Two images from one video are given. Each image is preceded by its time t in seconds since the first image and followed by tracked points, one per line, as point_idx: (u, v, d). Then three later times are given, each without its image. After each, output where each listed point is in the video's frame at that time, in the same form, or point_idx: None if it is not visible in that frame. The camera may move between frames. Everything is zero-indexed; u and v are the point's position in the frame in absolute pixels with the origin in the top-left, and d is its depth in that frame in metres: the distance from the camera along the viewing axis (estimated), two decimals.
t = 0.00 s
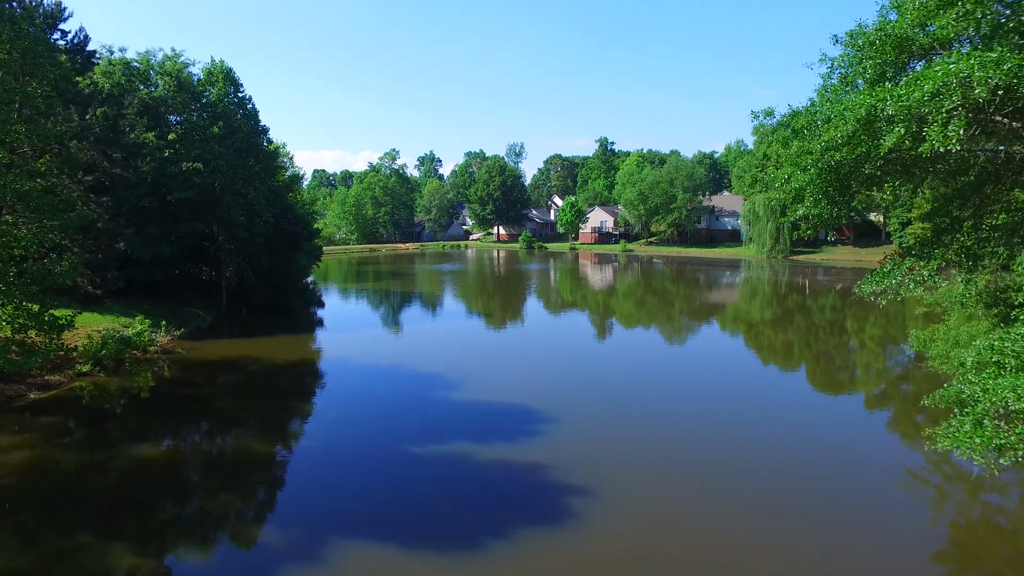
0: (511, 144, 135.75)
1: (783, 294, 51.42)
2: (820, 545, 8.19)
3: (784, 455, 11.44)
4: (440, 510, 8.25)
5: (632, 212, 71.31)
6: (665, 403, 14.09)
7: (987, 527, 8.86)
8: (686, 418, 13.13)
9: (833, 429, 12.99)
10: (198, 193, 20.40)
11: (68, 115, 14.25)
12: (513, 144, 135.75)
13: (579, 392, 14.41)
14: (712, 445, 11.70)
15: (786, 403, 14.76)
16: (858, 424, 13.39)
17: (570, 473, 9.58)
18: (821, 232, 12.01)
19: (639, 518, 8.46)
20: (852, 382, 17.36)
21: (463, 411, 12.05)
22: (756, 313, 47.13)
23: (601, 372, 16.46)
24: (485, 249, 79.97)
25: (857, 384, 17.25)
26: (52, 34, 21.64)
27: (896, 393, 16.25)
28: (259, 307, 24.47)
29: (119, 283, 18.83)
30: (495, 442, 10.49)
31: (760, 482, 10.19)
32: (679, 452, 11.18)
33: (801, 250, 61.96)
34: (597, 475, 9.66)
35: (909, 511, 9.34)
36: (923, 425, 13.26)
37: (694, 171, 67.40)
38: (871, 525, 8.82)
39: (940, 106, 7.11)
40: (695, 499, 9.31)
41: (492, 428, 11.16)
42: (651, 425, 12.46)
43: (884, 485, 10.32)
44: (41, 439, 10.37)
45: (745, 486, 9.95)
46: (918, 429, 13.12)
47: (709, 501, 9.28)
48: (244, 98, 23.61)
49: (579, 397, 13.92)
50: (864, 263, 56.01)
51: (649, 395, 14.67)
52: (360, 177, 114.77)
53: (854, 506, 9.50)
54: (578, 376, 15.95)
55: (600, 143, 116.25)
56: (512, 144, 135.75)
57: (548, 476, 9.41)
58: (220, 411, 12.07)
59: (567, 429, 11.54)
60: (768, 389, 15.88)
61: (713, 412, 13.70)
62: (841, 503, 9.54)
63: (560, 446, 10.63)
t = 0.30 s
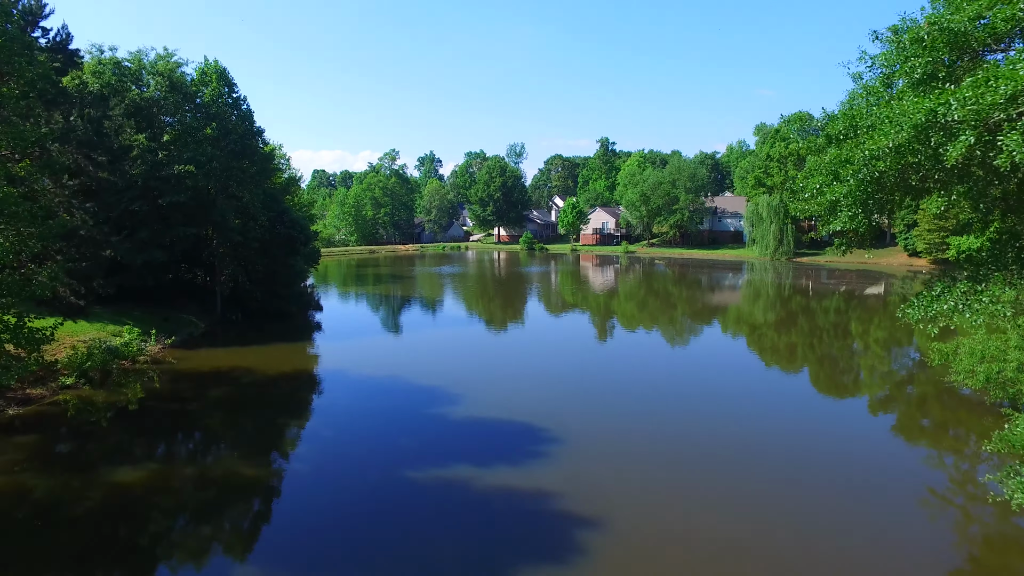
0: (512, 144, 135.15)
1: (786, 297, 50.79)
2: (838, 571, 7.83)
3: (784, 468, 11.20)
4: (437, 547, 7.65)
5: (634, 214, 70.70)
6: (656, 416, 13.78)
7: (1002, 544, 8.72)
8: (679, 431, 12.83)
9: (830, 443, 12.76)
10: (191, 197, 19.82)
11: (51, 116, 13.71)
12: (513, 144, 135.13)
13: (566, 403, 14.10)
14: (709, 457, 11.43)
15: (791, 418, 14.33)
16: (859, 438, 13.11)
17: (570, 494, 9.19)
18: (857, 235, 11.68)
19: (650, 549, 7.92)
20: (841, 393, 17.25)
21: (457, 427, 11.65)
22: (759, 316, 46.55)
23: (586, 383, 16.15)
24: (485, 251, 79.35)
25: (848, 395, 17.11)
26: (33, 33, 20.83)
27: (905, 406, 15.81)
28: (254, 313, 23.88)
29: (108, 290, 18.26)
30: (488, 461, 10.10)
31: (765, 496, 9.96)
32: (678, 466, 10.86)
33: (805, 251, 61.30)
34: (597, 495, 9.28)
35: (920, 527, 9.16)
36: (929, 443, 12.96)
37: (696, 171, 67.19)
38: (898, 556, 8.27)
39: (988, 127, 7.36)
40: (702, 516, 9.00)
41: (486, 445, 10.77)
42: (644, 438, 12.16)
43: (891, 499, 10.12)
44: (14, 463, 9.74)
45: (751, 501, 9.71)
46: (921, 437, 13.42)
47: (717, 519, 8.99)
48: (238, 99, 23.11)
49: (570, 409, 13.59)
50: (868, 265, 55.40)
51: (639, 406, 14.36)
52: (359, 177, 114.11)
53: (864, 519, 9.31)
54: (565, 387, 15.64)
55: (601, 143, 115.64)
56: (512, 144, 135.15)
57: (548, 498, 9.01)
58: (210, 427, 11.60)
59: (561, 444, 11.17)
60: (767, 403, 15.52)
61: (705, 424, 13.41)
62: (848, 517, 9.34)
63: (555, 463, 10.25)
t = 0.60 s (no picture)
0: (512, 145, 134.59)
1: (789, 299, 50.15)
2: None
3: (782, 480, 10.97)
4: None
5: (635, 215, 70.03)
6: (646, 426, 13.49)
7: None
8: (671, 440, 12.59)
9: (830, 452, 12.47)
10: (183, 201, 19.24)
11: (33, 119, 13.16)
12: (513, 145, 134.59)
13: (554, 413, 13.79)
14: (704, 469, 11.19)
15: (800, 430, 13.81)
16: (863, 449, 12.77)
17: (566, 515, 8.86)
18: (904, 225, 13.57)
19: None
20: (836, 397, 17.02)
21: (452, 445, 11.19)
22: (761, 318, 45.99)
23: (574, 392, 15.81)
24: (486, 252, 78.72)
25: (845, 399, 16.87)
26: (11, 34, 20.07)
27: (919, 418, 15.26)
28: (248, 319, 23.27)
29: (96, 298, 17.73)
30: (479, 481, 9.74)
31: (766, 508, 9.75)
32: (674, 481, 10.59)
33: (808, 253, 60.64)
34: (594, 515, 8.96)
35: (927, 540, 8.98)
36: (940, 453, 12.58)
37: (698, 173, 66.58)
38: None
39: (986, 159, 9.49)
40: (704, 534, 8.74)
41: (480, 464, 10.38)
42: (635, 450, 11.89)
43: (895, 510, 9.92)
44: None
45: (752, 513, 9.48)
46: (926, 438, 13.63)
47: (720, 536, 8.72)
48: (232, 100, 22.49)
49: (559, 421, 13.29)
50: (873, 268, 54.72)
51: (629, 416, 14.07)
52: (359, 178, 113.59)
53: (881, 540, 8.92)
54: (553, 395, 15.34)
55: (602, 144, 115.00)
56: (513, 145, 134.59)
57: (544, 520, 8.66)
58: (197, 446, 11.04)
59: (552, 460, 10.84)
60: (770, 412, 15.05)
61: (698, 434, 13.13)
62: (851, 530, 9.16)
63: (549, 482, 9.90)
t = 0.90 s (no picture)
0: (513, 146, 133.91)
1: (792, 302, 49.55)
2: None
3: (774, 485, 11.06)
4: None
5: (637, 216, 69.38)
6: (635, 432, 13.57)
7: None
8: (659, 448, 12.70)
9: (830, 463, 12.35)
10: (174, 206, 18.62)
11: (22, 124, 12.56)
12: (514, 146, 133.91)
13: (544, 422, 13.81)
14: (696, 475, 11.31)
15: (814, 447, 13.27)
16: (868, 460, 12.57)
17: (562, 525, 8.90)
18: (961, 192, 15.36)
19: None
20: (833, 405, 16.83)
21: (448, 466, 10.70)
22: (764, 321, 45.43)
23: (560, 400, 15.81)
24: (487, 254, 78.09)
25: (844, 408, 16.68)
26: None
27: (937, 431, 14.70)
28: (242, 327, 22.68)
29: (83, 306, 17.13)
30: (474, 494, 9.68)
31: (759, 513, 9.86)
32: (668, 488, 10.67)
33: (812, 256, 59.98)
34: (591, 525, 8.97)
35: (920, 546, 9.10)
36: (954, 468, 12.20)
37: (701, 174, 65.94)
38: None
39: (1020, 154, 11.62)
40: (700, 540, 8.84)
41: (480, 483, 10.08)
42: (625, 457, 11.98)
43: (892, 517, 9.97)
44: None
45: (748, 519, 9.58)
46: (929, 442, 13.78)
47: (719, 543, 8.79)
48: (225, 102, 21.85)
49: (548, 428, 13.35)
50: (877, 270, 54.00)
51: (617, 424, 14.14)
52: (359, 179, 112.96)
53: (901, 567, 8.49)
54: (541, 403, 15.35)
55: (603, 145, 114.35)
56: (513, 146, 133.93)
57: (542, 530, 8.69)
58: (182, 470, 10.48)
59: (545, 470, 10.87)
60: (773, 423, 14.73)
61: (686, 442, 13.21)
62: (845, 535, 9.27)
63: (542, 493, 9.91)
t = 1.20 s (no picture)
0: (513, 147, 133.38)
1: (796, 305, 48.91)
2: None
3: (774, 505, 11.04)
4: None
5: (638, 218, 68.70)
6: (633, 448, 13.64)
7: None
8: (657, 462, 12.78)
9: (846, 488, 11.99)
10: (163, 212, 17.97)
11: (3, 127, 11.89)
12: (514, 147, 133.36)
13: (542, 434, 13.85)
14: (695, 491, 11.40)
15: (828, 473, 12.75)
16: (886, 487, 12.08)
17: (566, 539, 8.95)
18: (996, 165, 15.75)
19: None
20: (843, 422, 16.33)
21: (449, 494, 10.14)
22: (767, 324, 44.82)
23: (557, 410, 15.80)
24: (486, 256, 77.47)
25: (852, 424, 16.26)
26: None
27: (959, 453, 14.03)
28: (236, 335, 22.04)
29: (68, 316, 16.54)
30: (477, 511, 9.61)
31: (759, 531, 9.96)
32: (668, 504, 10.77)
33: (816, 258, 59.33)
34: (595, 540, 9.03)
35: (918, 565, 9.19)
36: (973, 493, 11.76)
37: (703, 175, 65.31)
38: None
39: None
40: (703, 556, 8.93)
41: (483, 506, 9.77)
42: (624, 472, 12.05)
43: (892, 538, 10.01)
44: None
45: (749, 540, 9.55)
46: (936, 448, 14.73)
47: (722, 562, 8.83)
48: (219, 104, 21.15)
49: (547, 441, 13.38)
50: (882, 273, 53.27)
51: (614, 438, 14.20)
52: (358, 180, 112.29)
53: None
54: (538, 415, 15.35)
55: (604, 146, 113.77)
56: (513, 148, 133.38)
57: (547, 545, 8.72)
58: (164, 498, 9.87)
59: (546, 485, 10.92)
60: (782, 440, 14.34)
61: (683, 456, 13.27)
62: (845, 555, 9.35)
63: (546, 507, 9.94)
